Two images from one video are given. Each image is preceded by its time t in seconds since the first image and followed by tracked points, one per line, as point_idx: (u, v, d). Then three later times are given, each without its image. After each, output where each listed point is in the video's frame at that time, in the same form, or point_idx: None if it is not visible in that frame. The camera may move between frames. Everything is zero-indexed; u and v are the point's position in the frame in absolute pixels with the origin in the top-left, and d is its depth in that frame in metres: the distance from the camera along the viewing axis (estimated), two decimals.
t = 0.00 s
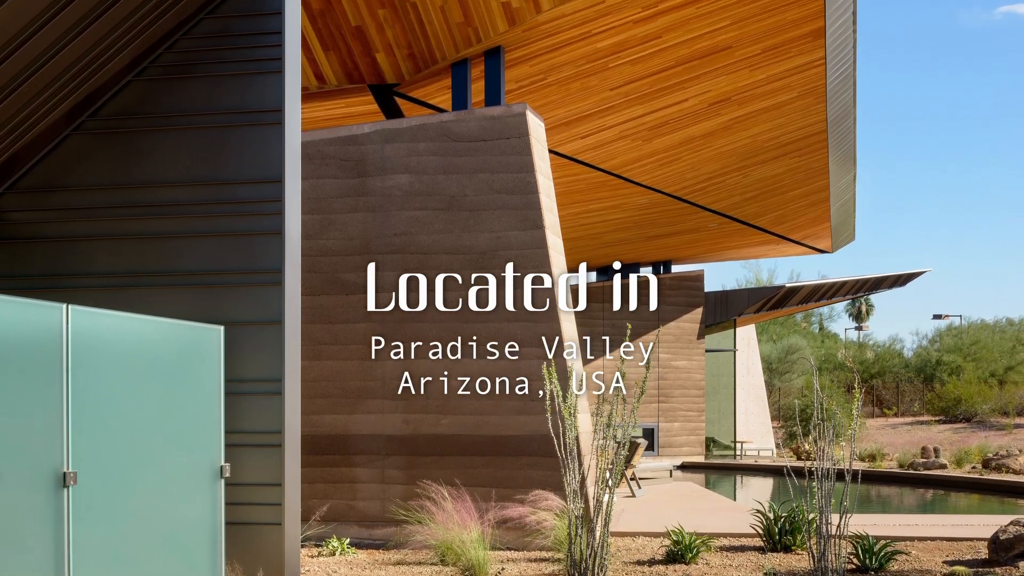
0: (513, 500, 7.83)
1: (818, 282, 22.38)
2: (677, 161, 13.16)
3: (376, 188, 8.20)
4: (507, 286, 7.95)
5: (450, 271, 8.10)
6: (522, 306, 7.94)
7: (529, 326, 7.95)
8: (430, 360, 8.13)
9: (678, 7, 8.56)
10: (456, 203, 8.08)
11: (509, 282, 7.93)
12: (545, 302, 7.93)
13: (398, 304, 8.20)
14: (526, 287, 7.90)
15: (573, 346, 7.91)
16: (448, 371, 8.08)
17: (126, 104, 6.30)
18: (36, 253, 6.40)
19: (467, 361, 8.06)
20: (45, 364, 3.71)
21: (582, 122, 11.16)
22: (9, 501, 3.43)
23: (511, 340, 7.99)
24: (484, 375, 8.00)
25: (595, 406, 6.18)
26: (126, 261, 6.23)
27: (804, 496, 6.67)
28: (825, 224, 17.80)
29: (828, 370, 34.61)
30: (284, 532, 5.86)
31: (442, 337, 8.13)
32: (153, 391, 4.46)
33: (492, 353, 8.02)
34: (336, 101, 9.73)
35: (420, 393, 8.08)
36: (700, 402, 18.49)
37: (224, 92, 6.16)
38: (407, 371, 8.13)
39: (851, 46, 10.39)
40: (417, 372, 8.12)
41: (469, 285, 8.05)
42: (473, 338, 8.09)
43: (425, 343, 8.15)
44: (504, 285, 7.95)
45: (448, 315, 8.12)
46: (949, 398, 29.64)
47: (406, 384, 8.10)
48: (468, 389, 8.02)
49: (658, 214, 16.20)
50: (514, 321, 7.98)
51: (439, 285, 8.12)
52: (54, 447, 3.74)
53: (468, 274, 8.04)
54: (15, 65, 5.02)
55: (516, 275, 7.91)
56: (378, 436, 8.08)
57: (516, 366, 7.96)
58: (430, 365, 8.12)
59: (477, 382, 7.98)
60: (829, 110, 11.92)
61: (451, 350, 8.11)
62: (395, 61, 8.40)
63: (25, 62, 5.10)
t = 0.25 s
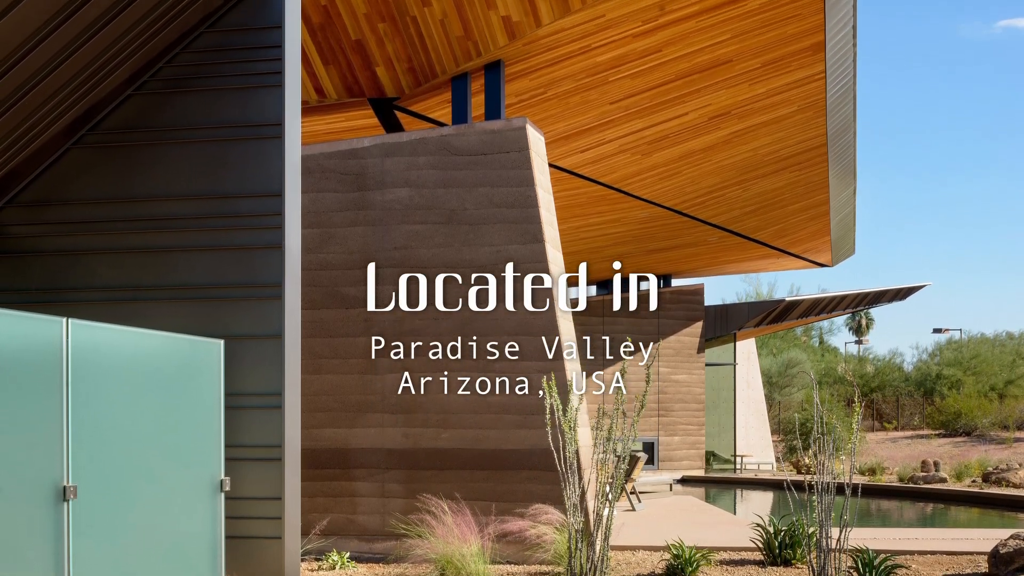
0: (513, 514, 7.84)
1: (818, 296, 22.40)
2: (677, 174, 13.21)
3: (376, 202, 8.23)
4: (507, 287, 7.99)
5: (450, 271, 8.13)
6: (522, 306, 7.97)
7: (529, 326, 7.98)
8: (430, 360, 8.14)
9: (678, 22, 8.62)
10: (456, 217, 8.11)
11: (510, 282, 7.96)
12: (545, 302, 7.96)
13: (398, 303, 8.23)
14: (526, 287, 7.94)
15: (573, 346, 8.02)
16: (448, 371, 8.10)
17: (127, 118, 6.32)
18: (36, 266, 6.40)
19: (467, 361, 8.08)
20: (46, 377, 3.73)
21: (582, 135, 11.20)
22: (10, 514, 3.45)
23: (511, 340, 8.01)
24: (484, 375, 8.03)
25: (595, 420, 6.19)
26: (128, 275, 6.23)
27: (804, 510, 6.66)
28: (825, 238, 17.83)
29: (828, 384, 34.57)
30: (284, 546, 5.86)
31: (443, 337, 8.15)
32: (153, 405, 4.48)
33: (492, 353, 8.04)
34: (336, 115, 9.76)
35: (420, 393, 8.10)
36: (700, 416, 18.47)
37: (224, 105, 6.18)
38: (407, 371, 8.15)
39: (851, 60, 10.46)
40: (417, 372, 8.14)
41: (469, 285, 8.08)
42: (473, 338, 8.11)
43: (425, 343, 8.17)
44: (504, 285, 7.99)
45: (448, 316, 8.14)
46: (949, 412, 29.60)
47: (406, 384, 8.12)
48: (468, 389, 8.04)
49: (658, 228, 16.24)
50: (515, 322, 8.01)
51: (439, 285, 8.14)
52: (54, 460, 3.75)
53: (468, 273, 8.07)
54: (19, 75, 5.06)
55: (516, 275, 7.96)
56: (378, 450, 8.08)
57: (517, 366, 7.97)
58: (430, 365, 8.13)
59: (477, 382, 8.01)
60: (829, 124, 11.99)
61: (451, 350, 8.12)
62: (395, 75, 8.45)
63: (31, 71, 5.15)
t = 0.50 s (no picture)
0: (513, 527, 7.85)
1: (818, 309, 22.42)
2: (677, 188, 13.26)
3: (376, 216, 8.27)
4: (507, 286, 8.02)
5: (450, 271, 8.16)
6: (522, 306, 8.00)
7: (528, 327, 8.01)
8: (430, 360, 8.17)
9: (678, 35, 8.67)
10: (456, 230, 8.15)
11: (510, 282, 8.00)
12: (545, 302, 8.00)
13: (398, 304, 8.25)
14: (526, 287, 7.98)
15: (572, 345, 8.10)
16: (448, 371, 8.13)
17: (127, 132, 6.32)
18: (36, 280, 6.42)
19: (467, 361, 8.10)
20: (45, 391, 3.76)
21: (582, 149, 11.26)
22: (8, 527, 3.47)
23: (511, 340, 8.03)
24: (484, 375, 8.04)
25: (595, 434, 6.20)
26: (127, 289, 6.24)
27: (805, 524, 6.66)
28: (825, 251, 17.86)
29: (828, 398, 34.56)
30: (284, 559, 5.87)
31: (442, 337, 8.17)
32: (152, 418, 4.50)
33: (492, 353, 8.06)
34: (336, 129, 9.80)
35: (420, 392, 8.12)
36: (700, 430, 18.46)
37: (224, 119, 6.20)
38: (407, 371, 8.17)
39: (851, 74, 10.53)
40: (417, 372, 8.16)
41: (469, 285, 8.11)
42: (473, 338, 8.13)
43: (425, 342, 8.19)
44: (504, 285, 8.02)
45: (448, 316, 8.16)
46: (949, 426, 29.58)
47: (406, 384, 8.14)
48: (468, 389, 8.07)
49: (658, 241, 16.27)
50: (515, 321, 8.04)
51: (439, 285, 8.17)
52: (52, 473, 3.77)
53: (468, 273, 8.10)
54: (20, 87, 5.07)
55: (516, 275, 7.99)
56: (378, 464, 8.08)
57: (517, 367, 8.00)
58: (430, 365, 8.16)
59: (477, 382, 8.03)
60: (829, 137, 12.05)
61: (451, 351, 8.14)
62: (395, 89, 8.50)
63: (33, 84, 5.15)
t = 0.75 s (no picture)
0: (513, 541, 7.84)
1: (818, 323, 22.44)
2: (677, 202, 13.30)
3: (376, 230, 8.30)
4: (507, 287, 8.09)
5: (450, 271, 8.20)
6: (522, 306, 8.08)
7: (528, 327, 8.08)
8: (430, 360, 8.19)
9: (677, 50, 8.73)
10: (456, 244, 8.18)
11: (510, 282, 8.07)
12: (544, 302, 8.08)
13: (398, 303, 8.28)
14: (526, 287, 8.05)
15: (572, 345, 8.15)
16: (448, 371, 8.15)
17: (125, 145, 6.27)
18: (37, 293, 6.42)
19: (467, 361, 8.14)
20: (44, 403, 3.78)
21: (581, 163, 11.31)
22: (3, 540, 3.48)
23: (511, 340, 8.09)
24: (484, 375, 8.08)
25: (594, 448, 6.21)
26: (126, 303, 6.25)
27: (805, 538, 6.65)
28: (825, 265, 17.91)
29: (828, 412, 34.53)
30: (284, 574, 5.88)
31: (442, 337, 8.21)
32: (152, 432, 4.52)
33: (492, 353, 8.11)
34: (336, 143, 9.84)
35: (420, 393, 8.14)
36: (700, 444, 18.44)
37: (223, 133, 6.16)
38: (407, 372, 8.19)
39: (851, 88, 10.59)
40: (417, 372, 8.18)
41: (469, 285, 8.15)
42: (473, 338, 8.17)
43: (425, 342, 8.22)
44: (504, 286, 8.09)
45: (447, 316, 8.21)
46: (949, 440, 29.56)
47: (406, 384, 8.17)
48: (468, 389, 8.09)
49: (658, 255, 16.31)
50: (514, 321, 8.11)
51: (439, 285, 8.21)
52: (49, 486, 3.79)
53: (468, 273, 8.14)
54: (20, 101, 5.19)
55: (516, 275, 8.06)
56: (378, 477, 8.09)
57: (517, 367, 8.04)
58: (430, 365, 8.18)
59: (477, 382, 8.06)
60: (829, 151, 12.12)
61: (451, 351, 8.18)
62: (395, 103, 8.55)
63: (29, 98, 5.25)
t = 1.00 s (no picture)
0: (513, 555, 7.84)
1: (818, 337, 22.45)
2: (677, 216, 13.35)
3: (376, 244, 8.33)
4: (507, 286, 8.12)
5: (450, 271, 8.24)
6: (522, 306, 8.11)
7: (528, 326, 8.11)
8: (430, 360, 8.23)
9: (677, 63, 8.78)
10: (457, 258, 8.22)
11: (510, 282, 8.10)
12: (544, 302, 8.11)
13: (398, 303, 8.32)
14: (526, 287, 8.08)
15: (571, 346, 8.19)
16: (448, 371, 8.18)
17: (125, 159, 6.27)
18: (37, 306, 6.46)
19: (467, 361, 8.18)
20: (39, 414, 3.82)
21: (581, 177, 11.36)
22: None
23: (511, 340, 8.12)
24: (484, 375, 8.11)
25: (594, 462, 6.23)
26: (126, 317, 6.27)
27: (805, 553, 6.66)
28: (824, 278, 17.95)
29: (828, 426, 34.46)
30: None
31: (442, 337, 8.26)
32: (153, 447, 4.54)
33: (492, 353, 8.14)
34: (337, 156, 9.88)
35: (420, 393, 8.18)
36: (700, 458, 18.43)
37: (224, 147, 6.14)
38: (407, 371, 8.23)
39: (851, 102, 10.66)
40: (417, 372, 8.22)
41: (469, 285, 8.19)
42: (473, 338, 8.21)
43: (425, 343, 8.26)
44: (504, 285, 8.12)
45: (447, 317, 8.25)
46: (949, 453, 29.53)
47: (406, 384, 8.20)
48: (468, 389, 8.12)
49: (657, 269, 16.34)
50: (514, 321, 8.13)
51: (439, 286, 8.25)
52: (42, 496, 3.81)
53: (468, 273, 8.18)
54: (22, 113, 5.46)
55: (516, 274, 8.09)
56: (378, 491, 8.10)
57: (517, 366, 8.07)
58: (430, 365, 8.22)
59: (477, 382, 8.09)
60: (829, 165, 12.18)
61: (451, 350, 8.22)
62: (395, 117, 8.61)
63: (32, 111, 5.50)
